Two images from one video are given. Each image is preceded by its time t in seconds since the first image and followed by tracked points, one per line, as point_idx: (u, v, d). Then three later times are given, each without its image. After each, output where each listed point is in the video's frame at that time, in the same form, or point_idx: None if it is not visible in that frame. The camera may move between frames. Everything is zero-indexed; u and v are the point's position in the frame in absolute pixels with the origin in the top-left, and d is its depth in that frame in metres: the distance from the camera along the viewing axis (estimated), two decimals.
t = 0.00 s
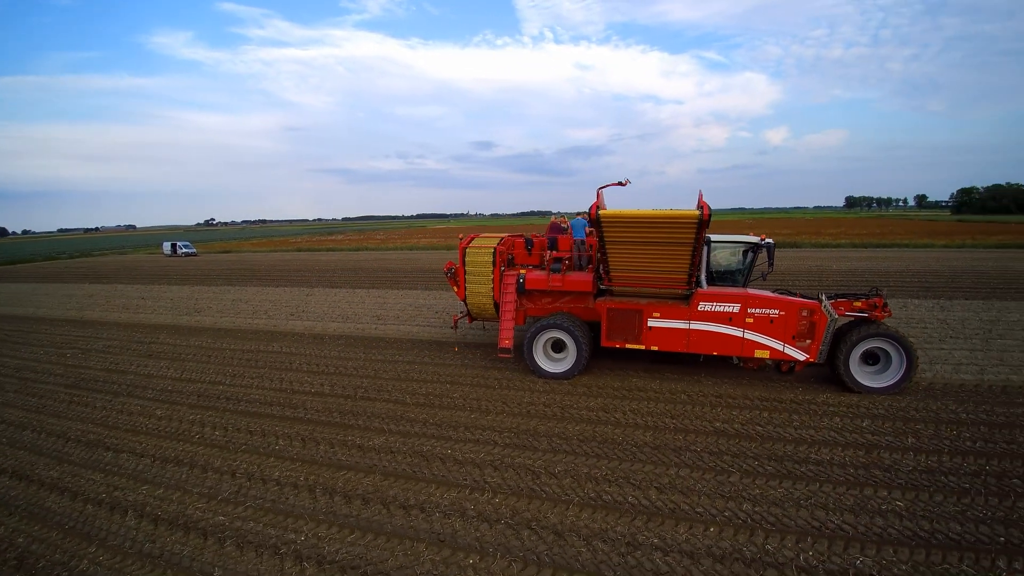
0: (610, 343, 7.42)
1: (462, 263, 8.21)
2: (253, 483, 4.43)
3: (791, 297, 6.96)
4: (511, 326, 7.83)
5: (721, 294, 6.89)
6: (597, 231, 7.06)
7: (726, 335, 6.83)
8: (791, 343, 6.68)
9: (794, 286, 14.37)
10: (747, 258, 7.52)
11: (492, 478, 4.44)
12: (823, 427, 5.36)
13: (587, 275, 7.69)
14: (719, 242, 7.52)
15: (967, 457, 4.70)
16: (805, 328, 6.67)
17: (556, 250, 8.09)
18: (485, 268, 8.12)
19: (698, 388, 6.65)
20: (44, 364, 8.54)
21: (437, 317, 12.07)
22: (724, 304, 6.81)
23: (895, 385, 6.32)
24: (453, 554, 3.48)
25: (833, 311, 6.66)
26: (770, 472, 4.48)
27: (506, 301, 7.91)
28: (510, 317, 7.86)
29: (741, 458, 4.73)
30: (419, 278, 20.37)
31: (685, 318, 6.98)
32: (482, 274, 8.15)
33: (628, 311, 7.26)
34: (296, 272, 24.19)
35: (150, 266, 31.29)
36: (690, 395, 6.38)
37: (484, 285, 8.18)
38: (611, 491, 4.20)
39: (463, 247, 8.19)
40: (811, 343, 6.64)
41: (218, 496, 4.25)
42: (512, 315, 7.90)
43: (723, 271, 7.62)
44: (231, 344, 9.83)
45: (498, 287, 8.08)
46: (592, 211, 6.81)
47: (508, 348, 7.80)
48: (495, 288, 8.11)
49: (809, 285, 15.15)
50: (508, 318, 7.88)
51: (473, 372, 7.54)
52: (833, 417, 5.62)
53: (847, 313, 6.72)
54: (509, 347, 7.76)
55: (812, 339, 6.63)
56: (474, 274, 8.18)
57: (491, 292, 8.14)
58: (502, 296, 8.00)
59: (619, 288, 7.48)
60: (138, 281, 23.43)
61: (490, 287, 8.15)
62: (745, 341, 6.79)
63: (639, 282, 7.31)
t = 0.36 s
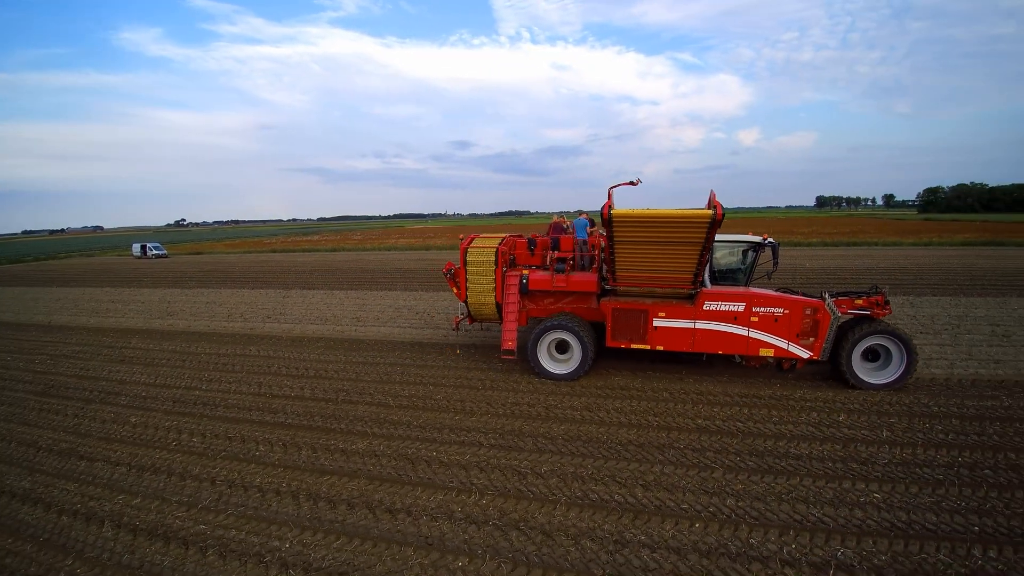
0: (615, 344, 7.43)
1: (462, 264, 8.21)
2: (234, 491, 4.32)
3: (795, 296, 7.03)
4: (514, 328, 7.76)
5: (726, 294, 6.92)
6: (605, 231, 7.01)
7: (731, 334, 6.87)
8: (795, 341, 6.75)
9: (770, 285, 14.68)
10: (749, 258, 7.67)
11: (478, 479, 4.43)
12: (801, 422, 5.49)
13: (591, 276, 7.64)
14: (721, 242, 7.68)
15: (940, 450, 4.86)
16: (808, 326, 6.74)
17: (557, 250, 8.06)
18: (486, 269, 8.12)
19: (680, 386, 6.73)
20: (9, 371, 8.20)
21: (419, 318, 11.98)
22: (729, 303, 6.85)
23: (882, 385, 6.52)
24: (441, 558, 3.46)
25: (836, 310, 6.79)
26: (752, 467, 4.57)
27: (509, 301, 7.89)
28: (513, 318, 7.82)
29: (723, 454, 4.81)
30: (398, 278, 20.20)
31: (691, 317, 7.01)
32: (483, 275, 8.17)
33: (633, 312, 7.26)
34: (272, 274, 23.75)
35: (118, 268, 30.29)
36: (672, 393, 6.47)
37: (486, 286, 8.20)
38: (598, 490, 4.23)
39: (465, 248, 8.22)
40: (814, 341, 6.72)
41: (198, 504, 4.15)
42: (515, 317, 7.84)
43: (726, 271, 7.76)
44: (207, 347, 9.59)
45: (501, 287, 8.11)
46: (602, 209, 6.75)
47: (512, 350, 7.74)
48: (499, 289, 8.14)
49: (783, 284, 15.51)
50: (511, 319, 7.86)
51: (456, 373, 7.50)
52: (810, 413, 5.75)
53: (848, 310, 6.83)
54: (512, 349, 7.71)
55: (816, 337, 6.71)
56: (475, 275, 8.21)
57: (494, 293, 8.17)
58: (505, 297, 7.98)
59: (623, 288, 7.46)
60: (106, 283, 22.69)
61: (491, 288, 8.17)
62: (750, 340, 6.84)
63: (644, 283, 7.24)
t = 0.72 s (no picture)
0: (619, 343, 7.44)
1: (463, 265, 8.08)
2: (214, 497, 4.23)
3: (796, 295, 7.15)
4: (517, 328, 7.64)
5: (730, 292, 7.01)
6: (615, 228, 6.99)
7: (736, 332, 6.95)
8: (797, 339, 6.88)
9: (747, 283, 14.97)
10: (749, 257, 7.89)
11: (464, 480, 4.41)
12: (780, 417, 5.61)
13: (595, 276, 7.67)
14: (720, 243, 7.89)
15: (913, 442, 5.02)
16: (810, 323, 6.87)
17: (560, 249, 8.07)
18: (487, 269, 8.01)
19: (661, 383, 6.82)
20: None
21: (399, 319, 11.88)
22: (733, 302, 6.93)
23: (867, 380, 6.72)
24: (429, 559, 3.45)
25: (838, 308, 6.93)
26: (733, 462, 4.65)
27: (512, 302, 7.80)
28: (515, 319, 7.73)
29: (705, 450, 4.89)
30: (378, 279, 20.02)
31: (696, 316, 7.07)
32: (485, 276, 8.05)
33: (638, 311, 7.28)
34: (247, 275, 23.29)
35: (84, 271, 29.29)
36: (654, 390, 6.54)
37: (486, 287, 8.08)
38: (583, 488, 4.26)
39: (467, 248, 8.09)
40: (816, 338, 6.85)
41: (177, 512, 4.05)
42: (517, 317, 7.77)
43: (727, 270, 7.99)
44: (182, 352, 9.36)
45: (502, 287, 8.04)
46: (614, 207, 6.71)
47: (515, 351, 7.62)
48: (500, 289, 8.07)
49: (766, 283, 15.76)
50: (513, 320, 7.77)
51: (438, 373, 7.47)
52: (788, 408, 5.88)
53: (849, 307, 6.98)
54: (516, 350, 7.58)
55: (818, 334, 6.84)
56: (476, 275, 8.07)
57: (495, 293, 8.08)
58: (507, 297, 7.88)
59: (627, 288, 7.49)
60: (72, 286, 21.95)
61: (491, 288, 8.08)
62: (754, 338, 6.94)
63: (649, 281, 7.28)
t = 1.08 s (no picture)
0: (621, 343, 7.49)
1: (463, 264, 8.03)
2: (192, 503, 4.15)
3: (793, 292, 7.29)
4: (517, 329, 7.59)
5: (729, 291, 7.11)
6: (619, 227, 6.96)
7: (736, 330, 7.06)
8: (796, 335, 7.02)
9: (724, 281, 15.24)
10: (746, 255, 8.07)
11: (448, 481, 4.40)
12: (757, 412, 5.72)
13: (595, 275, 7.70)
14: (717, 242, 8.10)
15: (886, 434, 5.17)
16: (809, 320, 7.01)
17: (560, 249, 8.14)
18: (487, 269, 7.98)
19: (642, 381, 6.90)
20: None
21: (379, 320, 11.77)
22: (733, 300, 7.03)
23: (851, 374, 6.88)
24: (413, 561, 3.43)
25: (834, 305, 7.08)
26: (712, 457, 4.74)
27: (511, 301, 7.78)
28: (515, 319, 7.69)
29: (685, 446, 4.97)
30: (357, 280, 19.80)
31: (696, 315, 7.15)
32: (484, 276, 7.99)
33: (639, 310, 7.34)
34: (221, 277, 22.79)
35: (48, 273, 28.29)
36: (635, 388, 6.62)
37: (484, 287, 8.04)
38: (566, 486, 4.28)
39: (465, 248, 8.01)
40: (815, 335, 6.99)
41: (154, 519, 3.96)
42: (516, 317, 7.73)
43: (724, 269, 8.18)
44: (154, 355, 9.12)
45: (503, 287, 8.03)
46: (621, 205, 6.66)
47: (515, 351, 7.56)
48: (501, 289, 8.06)
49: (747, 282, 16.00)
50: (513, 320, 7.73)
51: (419, 374, 7.43)
52: (765, 403, 6.01)
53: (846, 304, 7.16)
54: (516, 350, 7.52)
55: (816, 331, 6.98)
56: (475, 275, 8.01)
57: (495, 293, 8.05)
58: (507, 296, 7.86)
59: (627, 287, 7.49)
60: (37, 290, 21.18)
61: (491, 288, 8.05)
62: (754, 335, 7.06)
63: (650, 281, 7.30)
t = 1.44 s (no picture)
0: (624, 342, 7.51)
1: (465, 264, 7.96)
2: (168, 510, 4.06)
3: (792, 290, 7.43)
4: (521, 329, 7.58)
5: (731, 289, 7.20)
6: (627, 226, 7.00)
7: (738, 328, 7.15)
8: (796, 333, 7.15)
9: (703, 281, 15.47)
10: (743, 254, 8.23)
11: (431, 482, 4.38)
12: (736, 409, 5.82)
13: (599, 275, 7.66)
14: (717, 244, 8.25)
15: (860, 428, 5.31)
16: (808, 318, 7.15)
17: (561, 249, 8.12)
18: (488, 268, 7.93)
19: (623, 380, 6.96)
20: None
21: (359, 321, 11.65)
22: (735, 298, 7.12)
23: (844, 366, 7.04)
24: (397, 564, 3.41)
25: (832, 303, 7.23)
26: (693, 453, 4.81)
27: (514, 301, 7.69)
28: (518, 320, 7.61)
29: (666, 443, 5.02)
30: (337, 281, 19.57)
31: (700, 313, 7.23)
32: (485, 276, 7.93)
33: (642, 309, 7.37)
34: (196, 279, 22.31)
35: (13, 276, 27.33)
36: (616, 387, 6.67)
37: (486, 287, 7.96)
38: (549, 485, 4.30)
39: (467, 248, 7.96)
40: (815, 332, 7.13)
41: (130, 527, 3.87)
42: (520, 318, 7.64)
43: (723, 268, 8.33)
44: (127, 360, 8.88)
45: (505, 288, 7.96)
46: (631, 204, 6.69)
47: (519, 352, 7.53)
48: (502, 290, 7.98)
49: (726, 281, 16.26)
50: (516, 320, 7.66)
51: (401, 376, 7.37)
52: (743, 399, 6.11)
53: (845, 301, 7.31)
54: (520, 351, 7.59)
55: (816, 329, 7.12)
56: (477, 276, 7.94)
57: (497, 294, 7.97)
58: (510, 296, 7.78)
59: (629, 287, 7.54)
60: None
61: (493, 289, 7.97)
62: (755, 333, 7.17)
63: (655, 280, 7.37)
